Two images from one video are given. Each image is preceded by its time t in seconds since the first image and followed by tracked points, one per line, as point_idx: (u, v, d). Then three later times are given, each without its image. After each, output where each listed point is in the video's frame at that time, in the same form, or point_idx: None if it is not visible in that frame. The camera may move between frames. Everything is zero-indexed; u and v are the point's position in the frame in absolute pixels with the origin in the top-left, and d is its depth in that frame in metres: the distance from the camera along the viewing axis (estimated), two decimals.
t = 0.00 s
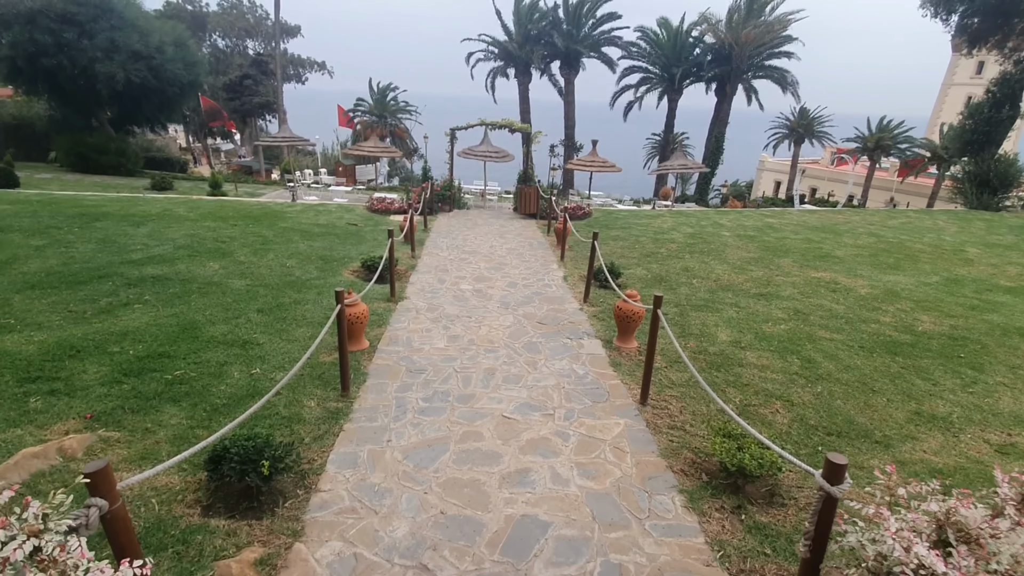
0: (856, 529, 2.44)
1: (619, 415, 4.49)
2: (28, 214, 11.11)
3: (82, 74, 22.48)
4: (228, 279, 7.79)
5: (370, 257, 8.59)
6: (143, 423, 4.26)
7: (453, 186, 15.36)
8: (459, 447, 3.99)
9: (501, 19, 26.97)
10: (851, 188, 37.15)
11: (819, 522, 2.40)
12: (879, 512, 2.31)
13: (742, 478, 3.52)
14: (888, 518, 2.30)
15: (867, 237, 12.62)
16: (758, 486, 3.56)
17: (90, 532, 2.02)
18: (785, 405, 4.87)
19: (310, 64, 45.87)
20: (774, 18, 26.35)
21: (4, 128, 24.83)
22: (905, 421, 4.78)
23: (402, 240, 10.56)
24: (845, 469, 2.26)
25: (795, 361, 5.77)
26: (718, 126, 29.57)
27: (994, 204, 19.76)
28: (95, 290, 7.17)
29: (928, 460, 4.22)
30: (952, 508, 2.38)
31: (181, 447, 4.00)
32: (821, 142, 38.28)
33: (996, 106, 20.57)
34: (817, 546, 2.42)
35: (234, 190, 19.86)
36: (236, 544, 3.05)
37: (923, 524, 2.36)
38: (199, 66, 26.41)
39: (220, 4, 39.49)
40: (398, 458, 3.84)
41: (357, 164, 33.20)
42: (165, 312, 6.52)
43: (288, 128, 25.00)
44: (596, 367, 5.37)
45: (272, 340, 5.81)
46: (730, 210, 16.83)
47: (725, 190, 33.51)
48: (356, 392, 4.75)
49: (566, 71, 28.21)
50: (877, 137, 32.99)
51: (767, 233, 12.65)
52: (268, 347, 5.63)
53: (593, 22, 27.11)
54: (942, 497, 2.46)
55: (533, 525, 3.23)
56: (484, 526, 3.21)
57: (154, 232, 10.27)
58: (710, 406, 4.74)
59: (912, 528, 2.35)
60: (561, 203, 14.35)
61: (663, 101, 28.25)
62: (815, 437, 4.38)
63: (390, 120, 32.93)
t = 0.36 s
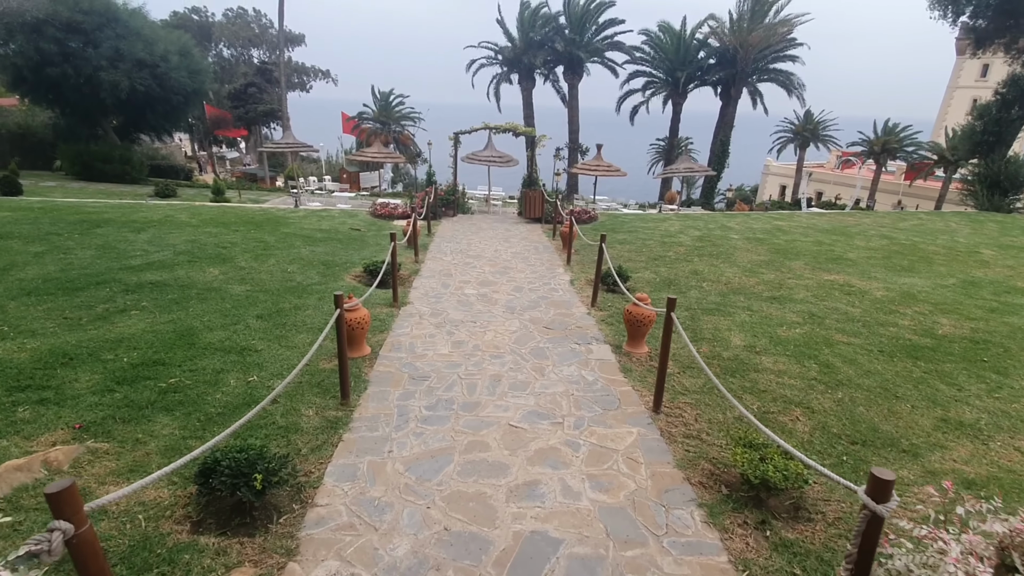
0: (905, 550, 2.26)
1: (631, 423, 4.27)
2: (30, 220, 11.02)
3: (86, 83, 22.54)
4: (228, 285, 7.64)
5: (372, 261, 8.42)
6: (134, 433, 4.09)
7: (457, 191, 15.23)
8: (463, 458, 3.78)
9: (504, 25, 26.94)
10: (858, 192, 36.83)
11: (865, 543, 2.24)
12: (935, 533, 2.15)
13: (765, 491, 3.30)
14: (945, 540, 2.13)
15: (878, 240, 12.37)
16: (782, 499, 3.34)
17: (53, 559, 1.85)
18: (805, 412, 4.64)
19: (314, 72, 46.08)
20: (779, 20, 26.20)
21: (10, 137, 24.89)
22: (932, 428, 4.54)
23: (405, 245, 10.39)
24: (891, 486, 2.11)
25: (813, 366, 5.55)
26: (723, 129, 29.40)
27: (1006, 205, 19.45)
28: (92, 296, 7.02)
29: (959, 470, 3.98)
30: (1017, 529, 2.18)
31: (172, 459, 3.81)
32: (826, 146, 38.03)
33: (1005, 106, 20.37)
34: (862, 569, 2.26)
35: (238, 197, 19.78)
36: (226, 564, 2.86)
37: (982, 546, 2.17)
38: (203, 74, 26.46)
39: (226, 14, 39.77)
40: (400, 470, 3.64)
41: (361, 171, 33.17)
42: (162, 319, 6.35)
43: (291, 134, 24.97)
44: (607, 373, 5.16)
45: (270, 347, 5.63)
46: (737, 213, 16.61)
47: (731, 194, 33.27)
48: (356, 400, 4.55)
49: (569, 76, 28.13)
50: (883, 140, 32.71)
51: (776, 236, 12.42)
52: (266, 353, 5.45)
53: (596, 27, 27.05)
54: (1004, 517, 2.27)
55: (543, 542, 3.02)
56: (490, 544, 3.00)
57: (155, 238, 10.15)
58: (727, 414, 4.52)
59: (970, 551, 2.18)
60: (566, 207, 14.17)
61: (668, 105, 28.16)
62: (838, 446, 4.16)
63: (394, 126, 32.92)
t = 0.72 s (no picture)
0: None
1: (643, 434, 4.03)
2: (27, 226, 10.86)
3: (90, 90, 22.53)
4: (224, 290, 7.44)
5: (372, 266, 8.22)
6: (117, 444, 3.86)
7: (460, 197, 15.05)
8: (465, 472, 3.54)
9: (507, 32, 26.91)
10: (863, 199, 36.58)
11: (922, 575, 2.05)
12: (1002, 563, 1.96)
13: (792, 509, 3.05)
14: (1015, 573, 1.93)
15: (889, 245, 12.12)
16: (810, 517, 3.10)
17: None
18: (826, 423, 4.39)
19: (318, 81, 46.25)
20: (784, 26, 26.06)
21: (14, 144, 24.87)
22: (962, 440, 4.28)
23: (407, 249, 10.19)
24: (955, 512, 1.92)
25: (832, 374, 5.30)
26: (727, 136, 29.25)
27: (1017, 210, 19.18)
28: (85, 301, 6.82)
29: (996, 485, 3.71)
30: None
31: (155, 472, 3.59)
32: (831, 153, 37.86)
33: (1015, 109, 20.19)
34: None
35: (240, 203, 19.67)
36: None
37: None
38: (206, 81, 26.47)
39: (231, 23, 39.94)
40: (397, 485, 3.40)
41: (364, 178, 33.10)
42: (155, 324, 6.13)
43: (294, 141, 24.90)
44: (615, 381, 4.92)
45: (265, 353, 5.41)
46: (743, 219, 16.39)
47: (735, 201, 33.07)
48: (353, 409, 4.32)
49: (572, 83, 28.02)
50: (888, 146, 32.47)
51: (785, 241, 12.18)
52: (260, 360, 5.23)
53: (599, 34, 26.97)
54: None
55: (553, 566, 2.77)
56: (495, 567, 2.76)
57: (152, 243, 9.97)
58: (744, 424, 4.28)
59: None
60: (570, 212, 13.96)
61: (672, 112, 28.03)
62: (864, 460, 3.91)
63: (397, 134, 32.89)
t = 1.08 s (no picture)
0: None
1: (654, 450, 3.87)
2: (21, 234, 10.71)
3: (88, 98, 22.41)
4: (221, 299, 7.29)
5: (371, 274, 8.07)
6: (107, 464, 3.70)
7: (460, 203, 14.93)
8: (470, 492, 3.39)
9: (506, 38, 26.88)
10: (864, 203, 36.50)
11: None
12: None
13: (816, 532, 2.90)
14: None
15: (894, 250, 11.99)
16: (834, 540, 2.95)
17: None
18: (843, 438, 4.25)
19: (317, 88, 46.28)
20: (782, 32, 26.07)
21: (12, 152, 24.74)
22: (986, 455, 4.13)
23: (407, 257, 10.04)
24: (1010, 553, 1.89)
25: (845, 385, 5.16)
26: (727, 141, 29.22)
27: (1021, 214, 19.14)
28: (78, 311, 6.66)
29: None
30: None
31: (146, 494, 3.43)
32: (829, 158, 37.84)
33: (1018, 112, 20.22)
34: None
35: (238, 210, 19.52)
36: None
37: None
38: (205, 88, 26.38)
39: (230, 31, 40.00)
40: (399, 507, 3.24)
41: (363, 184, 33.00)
42: (149, 336, 5.97)
43: (293, 148, 24.79)
44: (623, 393, 4.76)
45: (261, 366, 5.24)
46: (746, 224, 16.27)
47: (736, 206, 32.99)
48: (352, 426, 4.15)
49: (571, 89, 27.96)
50: (887, 150, 32.42)
51: (789, 247, 12.05)
52: (257, 373, 5.07)
53: (598, 40, 26.90)
54: None
55: None
56: None
57: (148, 251, 9.81)
58: (758, 438, 4.13)
59: None
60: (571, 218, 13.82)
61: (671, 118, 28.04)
62: (885, 478, 3.77)
63: (395, 140, 32.83)
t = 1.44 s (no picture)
0: None
1: (664, 456, 3.73)
2: (13, 237, 10.53)
3: (83, 100, 22.21)
4: (215, 302, 7.12)
5: (369, 275, 7.91)
6: (93, 476, 3.55)
7: (458, 203, 14.79)
8: (474, 503, 3.24)
9: (503, 36, 26.71)
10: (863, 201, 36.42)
11: None
12: None
13: (838, 543, 2.76)
14: None
15: (898, 247, 11.86)
16: (856, 551, 2.82)
17: None
18: (859, 442, 4.13)
19: (313, 89, 46.11)
20: (780, 29, 25.97)
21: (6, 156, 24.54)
22: (1006, 456, 4.00)
23: (405, 257, 9.89)
24: None
25: (857, 385, 5.03)
26: (726, 139, 29.09)
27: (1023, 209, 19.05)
28: (68, 316, 6.49)
29: None
30: None
31: (133, 509, 3.27)
32: (827, 156, 37.76)
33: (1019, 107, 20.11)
34: None
35: (235, 212, 19.36)
36: None
37: None
38: (201, 90, 26.17)
39: (226, 32, 39.77)
40: (399, 519, 3.09)
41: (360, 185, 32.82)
42: (141, 341, 5.80)
43: (290, 149, 24.62)
44: (629, 396, 4.62)
45: (257, 371, 5.09)
46: (747, 222, 16.15)
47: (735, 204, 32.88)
48: (350, 433, 4.00)
49: (569, 88, 27.81)
50: (885, 147, 32.28)
51: (791, 244, 11.90)
52: (251, 378, 4.91)
53: (596, 39, 26.76)
54: None
55: None
56: None
57: (142, 254, 9.65)
58: (771, 442, 3.99)
59: None
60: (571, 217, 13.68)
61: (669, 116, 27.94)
62: (905, 483, 3.65)
63: (393, 141, 32.69)
